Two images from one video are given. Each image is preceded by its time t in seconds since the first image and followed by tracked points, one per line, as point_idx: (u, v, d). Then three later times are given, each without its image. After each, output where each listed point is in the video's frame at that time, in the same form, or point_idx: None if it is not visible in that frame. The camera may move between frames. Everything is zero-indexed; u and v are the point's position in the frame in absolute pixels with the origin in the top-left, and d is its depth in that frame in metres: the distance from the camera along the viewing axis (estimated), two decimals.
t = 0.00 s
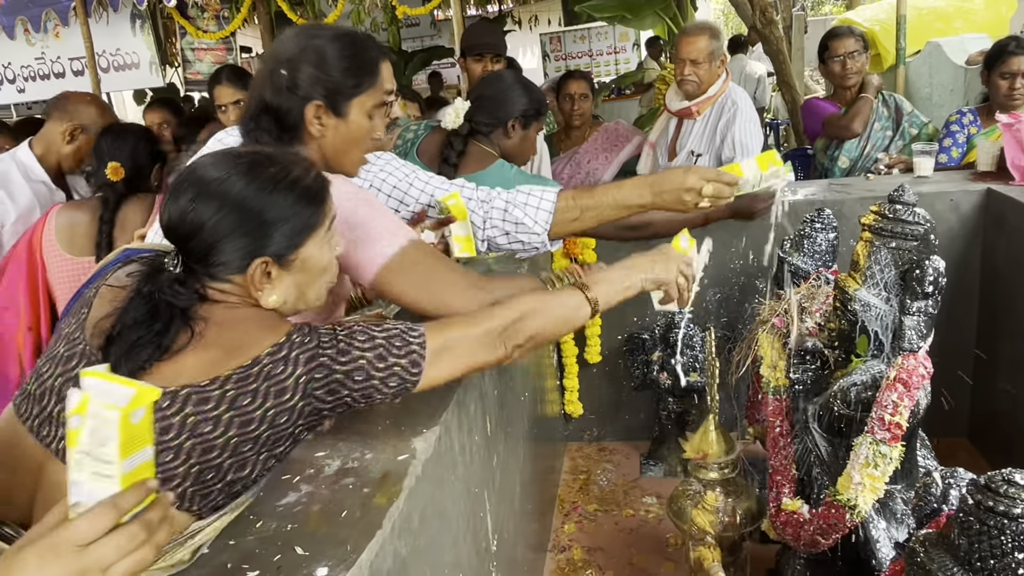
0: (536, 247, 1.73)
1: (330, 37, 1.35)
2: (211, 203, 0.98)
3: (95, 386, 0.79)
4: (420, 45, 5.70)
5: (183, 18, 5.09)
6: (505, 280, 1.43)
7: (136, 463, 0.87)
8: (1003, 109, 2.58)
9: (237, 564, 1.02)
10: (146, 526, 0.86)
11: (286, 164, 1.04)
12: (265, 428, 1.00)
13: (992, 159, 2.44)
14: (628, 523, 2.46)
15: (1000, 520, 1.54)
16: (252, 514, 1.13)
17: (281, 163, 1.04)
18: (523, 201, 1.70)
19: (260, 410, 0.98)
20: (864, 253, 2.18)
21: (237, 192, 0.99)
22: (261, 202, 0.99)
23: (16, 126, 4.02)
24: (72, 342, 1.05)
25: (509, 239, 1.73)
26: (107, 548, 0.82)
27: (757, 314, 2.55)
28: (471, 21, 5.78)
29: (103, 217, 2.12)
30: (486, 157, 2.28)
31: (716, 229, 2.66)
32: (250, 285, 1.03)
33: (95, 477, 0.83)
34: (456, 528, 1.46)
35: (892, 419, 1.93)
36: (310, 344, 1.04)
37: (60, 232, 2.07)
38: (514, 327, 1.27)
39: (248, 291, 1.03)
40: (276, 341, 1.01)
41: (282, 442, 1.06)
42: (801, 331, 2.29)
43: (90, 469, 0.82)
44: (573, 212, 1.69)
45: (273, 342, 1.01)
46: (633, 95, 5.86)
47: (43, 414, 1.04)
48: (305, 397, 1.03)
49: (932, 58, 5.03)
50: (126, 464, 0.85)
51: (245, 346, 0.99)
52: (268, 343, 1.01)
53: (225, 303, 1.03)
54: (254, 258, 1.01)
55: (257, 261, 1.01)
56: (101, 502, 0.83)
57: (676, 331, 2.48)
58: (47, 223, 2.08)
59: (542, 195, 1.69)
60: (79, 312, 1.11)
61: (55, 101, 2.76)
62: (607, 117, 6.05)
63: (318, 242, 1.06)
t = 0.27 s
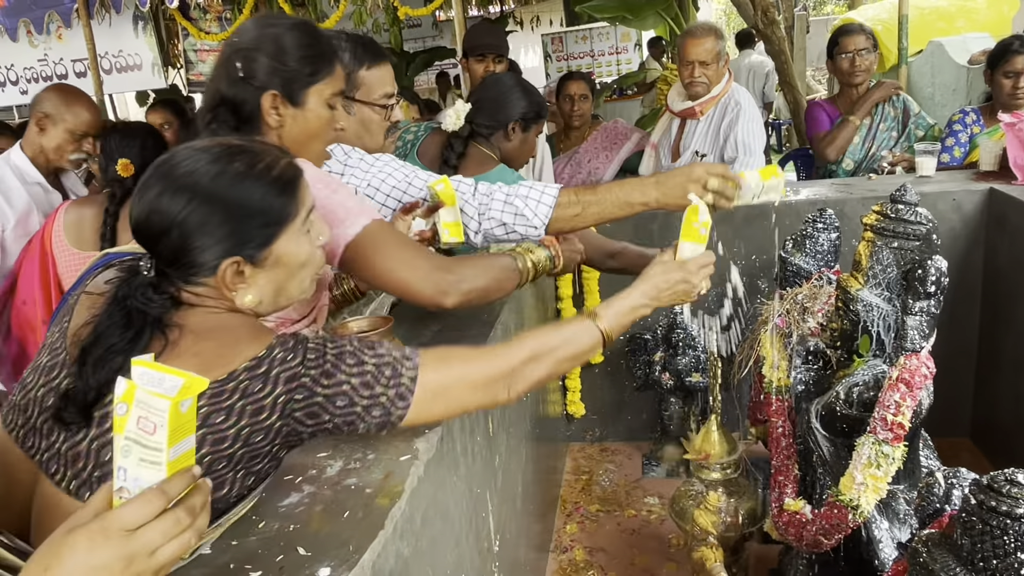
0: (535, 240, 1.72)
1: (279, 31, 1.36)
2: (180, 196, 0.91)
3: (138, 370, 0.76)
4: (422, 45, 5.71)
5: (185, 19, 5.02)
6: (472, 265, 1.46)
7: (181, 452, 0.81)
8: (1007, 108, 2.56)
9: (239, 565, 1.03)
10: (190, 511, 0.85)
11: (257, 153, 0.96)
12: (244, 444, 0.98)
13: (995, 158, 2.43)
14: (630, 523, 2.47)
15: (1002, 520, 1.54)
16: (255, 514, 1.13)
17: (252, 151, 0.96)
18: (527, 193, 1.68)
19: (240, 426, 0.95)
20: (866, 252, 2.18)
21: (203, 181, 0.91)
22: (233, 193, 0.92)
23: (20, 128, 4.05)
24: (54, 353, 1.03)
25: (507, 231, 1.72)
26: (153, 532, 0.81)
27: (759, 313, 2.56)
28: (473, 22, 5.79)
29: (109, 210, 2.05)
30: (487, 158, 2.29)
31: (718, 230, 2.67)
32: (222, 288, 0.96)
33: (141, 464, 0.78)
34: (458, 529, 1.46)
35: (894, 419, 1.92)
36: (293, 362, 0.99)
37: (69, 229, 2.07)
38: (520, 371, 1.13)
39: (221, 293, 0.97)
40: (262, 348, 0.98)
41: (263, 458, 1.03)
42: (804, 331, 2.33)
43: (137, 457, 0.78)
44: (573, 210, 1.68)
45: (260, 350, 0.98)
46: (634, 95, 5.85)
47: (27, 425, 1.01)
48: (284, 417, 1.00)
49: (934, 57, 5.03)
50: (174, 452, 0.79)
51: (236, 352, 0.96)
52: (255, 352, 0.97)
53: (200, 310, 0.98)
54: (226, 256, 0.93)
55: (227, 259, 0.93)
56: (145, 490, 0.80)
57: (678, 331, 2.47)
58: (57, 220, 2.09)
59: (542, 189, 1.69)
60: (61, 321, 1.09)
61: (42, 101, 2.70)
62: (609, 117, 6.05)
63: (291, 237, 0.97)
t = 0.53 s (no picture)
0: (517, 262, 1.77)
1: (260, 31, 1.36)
2: (165, 189, 0.90)
3: (154, 368, 0.78)
4: (423, 48, 5.71)
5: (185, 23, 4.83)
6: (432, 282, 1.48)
7: (199, 445, 0.82)
8: (1007, 109, 2.54)
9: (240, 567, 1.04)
10: (207, 502, 0.86)
11: (250, 155, 0.96)
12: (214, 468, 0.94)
13: (995, 160, 2.45)
14: (633, 526, 2.47)
15: (1003, 521, 1.55)
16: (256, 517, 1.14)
17: (243, 153, 0.96)
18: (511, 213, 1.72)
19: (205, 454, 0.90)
20: (866, 254, 2.19)
21: (189, 174, 0.90)
22: (217, 186, 0.91)
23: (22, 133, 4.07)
24: (47, 360, 1.05)
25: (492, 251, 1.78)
26: (173, 523, 0.83)
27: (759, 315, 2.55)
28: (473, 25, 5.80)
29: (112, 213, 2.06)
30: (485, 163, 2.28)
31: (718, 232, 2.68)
32: (201, 293, 0.94)
33: (159, 458, 0.80)
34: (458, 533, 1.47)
35: (894, 421, 1.94)
36: (271, 396, 0.93)
37: (77, 234, 2.10)
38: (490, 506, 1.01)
39: (200, 298, 0.95)
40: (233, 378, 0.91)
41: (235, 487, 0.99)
42: (805, 334, 2.36)
43: (155, 450, 0.80)
44: (563, 223, 1.70)
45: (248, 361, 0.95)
46: (635, 97, 5.86)
47: (16, 434, 1.02)
48: (252, 453, 0.94)
49: (934, 59, 5.02)
50: (192, 444, 0.80)
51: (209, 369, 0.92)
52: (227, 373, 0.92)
53: (184, 316, 0.96)
54: (202, 259, 0.91)
55: (204, 263, 0.91)
56: (165, 482, 0.82)
57: (679, 333, 2.46)
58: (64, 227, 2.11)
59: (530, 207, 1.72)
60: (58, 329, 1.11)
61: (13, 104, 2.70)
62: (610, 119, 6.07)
63: (275, 243, 0.95)
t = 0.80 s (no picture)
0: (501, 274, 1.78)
1: (237, 36, 1.38)
2: (205, 205, 0.92)
3: (171, 374, 0.82)
4: (422, 52, 5.73)
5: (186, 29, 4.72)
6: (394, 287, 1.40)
7: (212, 455, 0.85)
8: (1007, 111, 2.54)
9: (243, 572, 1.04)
10: (218, 513, 0.87)
11: (288, 174, 0.97)
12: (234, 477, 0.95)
13: (994, 161, 2.45)
14: (634, 528, 2.48)
15: (1002, 523, 1.56)
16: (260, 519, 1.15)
17: (282, 170, 0.97)
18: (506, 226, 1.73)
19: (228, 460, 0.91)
20: (865, 257, 2.23)
21: (229, 191, 0.92)
22: (261, 211, 0.93)
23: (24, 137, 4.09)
24: (71, 362, 1.05)
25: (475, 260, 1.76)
26: (184, 533, 0.84)
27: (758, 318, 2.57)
28: (473, 28, 5.82)
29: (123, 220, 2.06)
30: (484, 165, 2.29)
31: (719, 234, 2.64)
32: (233, 308, 0.97)
33: (174, 466, 0.84)
34: (460, 535, 1.47)
35: (894, 422, 1.95)
36: (294, 402, 0.92)
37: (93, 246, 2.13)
38: (542, 462, 0.98)
39: (230, 311, 0.97)
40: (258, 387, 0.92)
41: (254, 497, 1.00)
42: (805, 336, 2.36)
43: (170, 459, 0.84)
44: (551, 243, 1.74)
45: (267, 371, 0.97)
46: (634, 99, 5.87)
47: (37, 433, 1.03)
48: (277, 457, 0.94)
49: (932, 60, 5.02)
50: (205, 455, 0.83)
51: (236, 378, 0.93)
52: (259, 380, 0.93)
53: (214, 327, 0.99)
54: (236, 275, 0.94)
55: (237, 277, 0.93)
56: (178, 491, 0.84)
57: (679, 336, 2.48)
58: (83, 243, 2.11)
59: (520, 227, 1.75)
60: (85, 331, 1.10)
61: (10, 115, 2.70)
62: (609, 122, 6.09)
63: (310, 263, 0.98)
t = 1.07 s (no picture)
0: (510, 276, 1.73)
1: (208, 34, 1.40)
2: (199, 205, 0.92)
3: (164, 387, 0.80)
4: (418, 51, 5.68)
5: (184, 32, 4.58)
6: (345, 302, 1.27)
7: (202, 470, 0.83)
8: (1002, 109, 2.55)
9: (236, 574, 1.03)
10: (208, 530, 0.85)
11: (285, 177, 0.97)
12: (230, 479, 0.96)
13: (989, 161, 2.46)
14: (631, 528, 2.48)
15: (996, 521, 1.57)
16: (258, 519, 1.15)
17: (277, 172, 0.98)
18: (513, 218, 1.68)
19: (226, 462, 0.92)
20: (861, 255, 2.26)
21: (224, 191, 0.92)
22: (253, 212, 0.93)
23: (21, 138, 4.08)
24: (60, 367, 1.06)
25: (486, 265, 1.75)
26: (169, 551, 0.81)
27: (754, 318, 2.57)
28: (469, 28, 5.81)
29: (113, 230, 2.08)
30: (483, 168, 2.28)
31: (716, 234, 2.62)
32: (225, 310, 0.95)
33: (163, 480, 0.81)
34: (457, 534, 1.48)
35: (890, 422, 1.99)
36: (288, 393, 0.96)
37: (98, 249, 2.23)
38: (541, 406, 1.03)
39: (222, 314, 0.96)
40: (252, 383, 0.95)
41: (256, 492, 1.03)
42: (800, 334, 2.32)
43: (159, 473, 0.81)
44: (558, 239, 1.67)
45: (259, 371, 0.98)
46: (631, 99, 5.86)
47: (26, 441, 1.03)
48: (276, 452, 0.97)
49: (928, 60, 4.92)
50: (195, 469, 0.82)
51: (231, 382, 0.95)
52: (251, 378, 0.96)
53: (204, 329, 0.98)
54: (229, 277, 0.93)
55: (230, 280, 0.93)
56: (165, 506, 0.82)
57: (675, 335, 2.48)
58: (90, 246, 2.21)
59: (528, 223, 1.69)
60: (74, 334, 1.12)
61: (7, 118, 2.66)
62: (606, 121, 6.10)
63: (303, 266, 0.97)
